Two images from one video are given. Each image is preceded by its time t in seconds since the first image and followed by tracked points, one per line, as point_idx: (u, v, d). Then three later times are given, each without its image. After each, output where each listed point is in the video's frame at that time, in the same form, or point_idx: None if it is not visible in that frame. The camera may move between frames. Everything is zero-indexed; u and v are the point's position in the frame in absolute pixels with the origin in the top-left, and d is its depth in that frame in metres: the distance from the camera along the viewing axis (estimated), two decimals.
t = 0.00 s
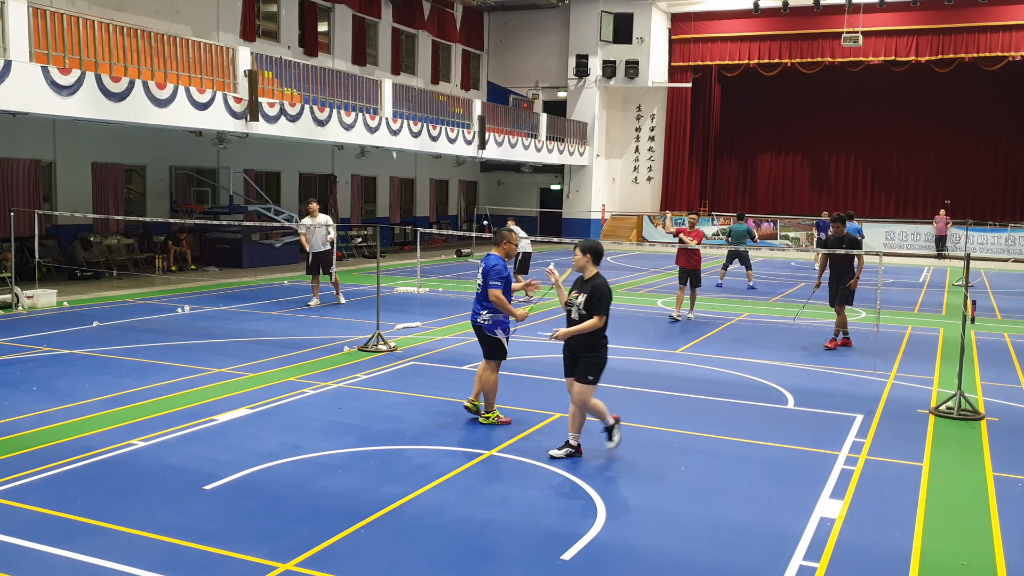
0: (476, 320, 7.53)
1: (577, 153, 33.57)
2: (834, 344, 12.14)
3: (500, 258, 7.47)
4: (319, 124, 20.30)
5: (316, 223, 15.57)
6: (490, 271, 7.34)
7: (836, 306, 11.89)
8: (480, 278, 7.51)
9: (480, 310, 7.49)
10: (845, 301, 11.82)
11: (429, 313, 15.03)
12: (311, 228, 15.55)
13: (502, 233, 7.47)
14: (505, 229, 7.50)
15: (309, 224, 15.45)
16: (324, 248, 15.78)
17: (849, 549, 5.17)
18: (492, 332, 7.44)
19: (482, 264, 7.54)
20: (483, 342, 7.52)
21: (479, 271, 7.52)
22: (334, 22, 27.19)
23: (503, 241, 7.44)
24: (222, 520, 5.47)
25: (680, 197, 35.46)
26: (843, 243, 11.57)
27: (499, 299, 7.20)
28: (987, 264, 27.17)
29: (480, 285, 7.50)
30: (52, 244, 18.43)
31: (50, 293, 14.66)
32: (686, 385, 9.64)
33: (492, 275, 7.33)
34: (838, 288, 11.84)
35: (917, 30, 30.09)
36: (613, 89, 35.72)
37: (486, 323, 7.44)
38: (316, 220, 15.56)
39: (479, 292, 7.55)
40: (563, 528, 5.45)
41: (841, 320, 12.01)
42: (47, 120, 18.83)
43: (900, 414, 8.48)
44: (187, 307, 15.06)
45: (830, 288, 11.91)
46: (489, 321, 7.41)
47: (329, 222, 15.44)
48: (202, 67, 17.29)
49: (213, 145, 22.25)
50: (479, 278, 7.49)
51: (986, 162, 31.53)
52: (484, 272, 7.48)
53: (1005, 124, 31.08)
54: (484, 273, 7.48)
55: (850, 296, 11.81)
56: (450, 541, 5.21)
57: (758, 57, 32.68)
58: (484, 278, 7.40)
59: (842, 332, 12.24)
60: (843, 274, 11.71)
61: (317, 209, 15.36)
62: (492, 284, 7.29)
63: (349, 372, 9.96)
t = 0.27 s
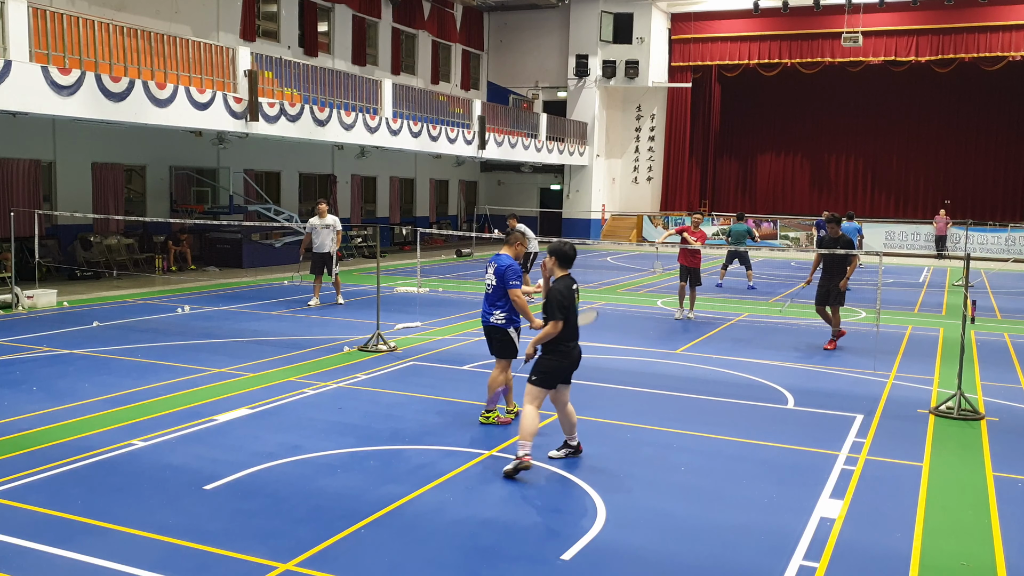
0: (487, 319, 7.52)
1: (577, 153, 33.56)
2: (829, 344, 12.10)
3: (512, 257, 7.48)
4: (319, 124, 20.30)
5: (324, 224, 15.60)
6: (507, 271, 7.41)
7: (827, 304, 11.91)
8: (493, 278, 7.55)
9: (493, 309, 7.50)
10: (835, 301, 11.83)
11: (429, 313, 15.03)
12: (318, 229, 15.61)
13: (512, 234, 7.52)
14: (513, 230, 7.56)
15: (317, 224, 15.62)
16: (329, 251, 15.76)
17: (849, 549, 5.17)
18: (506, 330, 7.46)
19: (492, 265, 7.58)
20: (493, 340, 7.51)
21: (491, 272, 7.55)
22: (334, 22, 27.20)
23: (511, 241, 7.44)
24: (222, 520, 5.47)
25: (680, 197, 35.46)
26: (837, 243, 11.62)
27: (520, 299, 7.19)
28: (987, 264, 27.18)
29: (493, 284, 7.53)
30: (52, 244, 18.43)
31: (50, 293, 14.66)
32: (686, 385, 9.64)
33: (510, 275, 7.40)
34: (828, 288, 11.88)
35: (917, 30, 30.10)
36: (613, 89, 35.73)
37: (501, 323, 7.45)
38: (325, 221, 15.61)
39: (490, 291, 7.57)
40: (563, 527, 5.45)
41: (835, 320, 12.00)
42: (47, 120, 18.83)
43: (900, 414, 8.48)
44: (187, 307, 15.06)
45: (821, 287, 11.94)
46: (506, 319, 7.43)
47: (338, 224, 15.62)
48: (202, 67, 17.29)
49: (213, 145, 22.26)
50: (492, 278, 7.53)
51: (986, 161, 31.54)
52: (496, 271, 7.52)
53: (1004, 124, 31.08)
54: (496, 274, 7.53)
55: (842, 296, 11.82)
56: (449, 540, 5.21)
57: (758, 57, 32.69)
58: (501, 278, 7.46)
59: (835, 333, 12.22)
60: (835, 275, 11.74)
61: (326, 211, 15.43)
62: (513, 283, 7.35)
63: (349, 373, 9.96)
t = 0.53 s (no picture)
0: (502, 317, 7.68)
1: (577, 153, 33.56)
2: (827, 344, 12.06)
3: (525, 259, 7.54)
4: (319, 124, 20.30)
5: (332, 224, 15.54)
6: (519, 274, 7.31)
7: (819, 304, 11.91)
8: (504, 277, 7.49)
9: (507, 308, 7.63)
10: (828, 300, 11.84)
11: (429, 313, 15.03)
12: (327, 229, 15.56)
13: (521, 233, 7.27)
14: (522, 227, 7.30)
15: (325, 224, 15.57)
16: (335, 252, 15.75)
17: (849, 549, 5.17)
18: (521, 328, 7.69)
19: (503, 263, 7.45)
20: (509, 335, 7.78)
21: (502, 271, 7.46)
22: (334, 22, 27.19)
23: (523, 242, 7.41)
24: (222, 520, 5.47)
25: (680, 197, 35.46)
26: (829, 243, 11.60)
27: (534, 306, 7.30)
28: (987, 264, 27.18)
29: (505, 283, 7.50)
30: (52, 244, 18.42)
31: (50, 293, 14.66)
32: (686, 385, 9.64)
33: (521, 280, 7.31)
34: (820, 287, 11.88)
35: (917, 30, 30.10)
36: (613, 89, 35.72)
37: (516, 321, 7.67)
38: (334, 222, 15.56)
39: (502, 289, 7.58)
40: (563, 528, 5.45)
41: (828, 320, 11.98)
42: (47, 119, 18.82)
43: (900, 414, 8.48)
44: (187, 307, 15.06)
45: (813, 287, 11.94)
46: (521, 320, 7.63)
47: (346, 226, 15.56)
48: (202, 67, 17.29)
49: (213, 145, 22.26)
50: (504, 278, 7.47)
51: (986, 161, 31.54)
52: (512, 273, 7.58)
53: (1004, 124, 31.07)
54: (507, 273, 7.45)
55: (833, 295, 11.84)
56: (449, 541, 5.21)
57: (758, 57, 32.68)
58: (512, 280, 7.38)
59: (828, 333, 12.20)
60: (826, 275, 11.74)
61: (335, 209, 15.35)
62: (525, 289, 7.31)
63: (349, 373, 9.95)
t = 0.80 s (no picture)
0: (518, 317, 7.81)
1: (577, 153, 33.57)
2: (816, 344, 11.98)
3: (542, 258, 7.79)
4: (319, 124, 20.30)
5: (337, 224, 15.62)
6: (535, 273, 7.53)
7: (810, 304, 11.90)
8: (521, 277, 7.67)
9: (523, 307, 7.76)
10: (819, 300, 11.84)
11: (429, 313, 15.04)
12: (331, 229, 15.64)
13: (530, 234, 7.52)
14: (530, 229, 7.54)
15: (330, 224, 15.62)
16: (340, 254, 15.78)
17: (849, 549, 5.17)
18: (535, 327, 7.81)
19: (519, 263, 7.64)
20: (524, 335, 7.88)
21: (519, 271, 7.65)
22: (334, 22, 27.20)
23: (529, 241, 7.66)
24: (222, 520, 5.47)
25: (680, 197, 35.47)
26: (820, 244, 11.53)
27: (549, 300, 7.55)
28: (987, 264, 27.18)
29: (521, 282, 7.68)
30: (52, 244, 18.43)
31: (50, 293, 14.66)
32: (686, 385, 9.64)
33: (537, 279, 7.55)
34: (811, 288, 11.88)
35: (917, 30, 30.10)
36: (613, 89, 35.73)
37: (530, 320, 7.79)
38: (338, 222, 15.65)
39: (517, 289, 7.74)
40: (563, 528, 5.45)
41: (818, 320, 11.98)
42: (47, 119, 18.83)
43: (900, 414, 8.48)
44: (187, 307, 15.06)
45: (804, 288, 11.93)
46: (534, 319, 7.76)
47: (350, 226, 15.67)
48: (202, 67, 17.29)
49: (213, 145, 22.25)
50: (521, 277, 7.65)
51: (986, 161, 31.54)
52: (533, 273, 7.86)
53: (1004, 124, 31.06)
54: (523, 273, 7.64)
55: (825, 295, 11.85)
56: (449, 541, 5.21)
57: (758, 57, 32.68)
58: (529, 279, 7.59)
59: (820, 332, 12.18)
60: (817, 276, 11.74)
61: (341, 211, 15.44)
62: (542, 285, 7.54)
63: (349, 373, 9.96)
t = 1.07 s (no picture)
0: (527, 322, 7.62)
1: (577, 153, 33.58)
2: (806, 347, 11.90)
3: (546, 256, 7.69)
4: (319, 124, 20.30)
5: (335, 224, 15.64)
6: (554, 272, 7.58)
7: (807, 306, 11.90)
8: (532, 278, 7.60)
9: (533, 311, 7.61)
10: (816, 303, 11.83)
11: (429, 313, 15.03)
12: (330, 229, 15.62)
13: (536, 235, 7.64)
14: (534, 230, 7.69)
15: (329, 225, 15.62)
16: (338, 253, 15.74)
17: (849, 549, 5.17)
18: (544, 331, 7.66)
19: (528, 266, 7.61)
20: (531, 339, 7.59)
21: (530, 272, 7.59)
22: (334, 22, 27.21)
23: (535, 241, 7.60)
24: (222, 520, 5.47)
25: (680, 197, 35.48)
26: (818, 245, 11.56)
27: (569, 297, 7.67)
28: (987, 264, 27.19)
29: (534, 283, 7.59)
30: (52, 244, 18.42)
31: (50, 293, 14.66)
32: (685, 384, 9.65)
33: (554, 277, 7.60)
34: (808, 291, 11.89)
35: (917, 30, 30.09)
36: (613, 89, 35.73)
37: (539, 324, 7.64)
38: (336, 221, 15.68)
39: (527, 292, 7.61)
40: (563, 527, 5.45)
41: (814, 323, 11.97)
42: (47, 119, 18.82)
43: (900, 414, 8.48)
44: (187, 307, 15.06)
45: (802, 290, 11.94)
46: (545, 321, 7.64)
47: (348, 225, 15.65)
48: (202, 67, 17.29)
49: (213, 145, 22.25)
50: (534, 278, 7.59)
51: (986, 161, 31.53)
52: (540, 271, 7.62)
53: (1004, 124, 31.05)
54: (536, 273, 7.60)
55: (823, 298, 11.85)
56: (449, 541, 5.21)
57: (758, 57, 32.68)
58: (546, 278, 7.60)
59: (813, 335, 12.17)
60: (813, 278, 11.74)
61: (339, 211, 15.45)
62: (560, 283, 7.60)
63: (349, 372, 9.96)
